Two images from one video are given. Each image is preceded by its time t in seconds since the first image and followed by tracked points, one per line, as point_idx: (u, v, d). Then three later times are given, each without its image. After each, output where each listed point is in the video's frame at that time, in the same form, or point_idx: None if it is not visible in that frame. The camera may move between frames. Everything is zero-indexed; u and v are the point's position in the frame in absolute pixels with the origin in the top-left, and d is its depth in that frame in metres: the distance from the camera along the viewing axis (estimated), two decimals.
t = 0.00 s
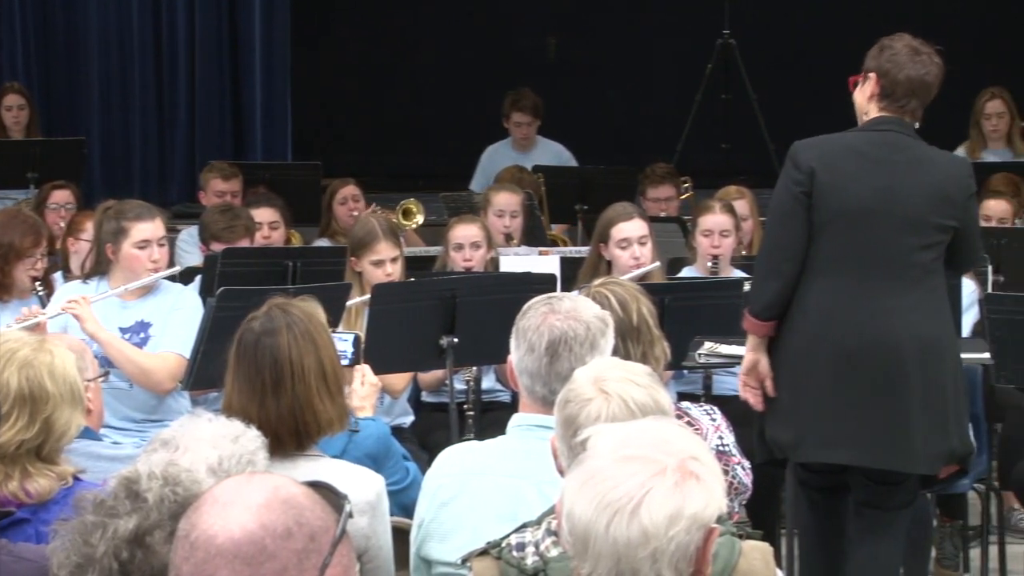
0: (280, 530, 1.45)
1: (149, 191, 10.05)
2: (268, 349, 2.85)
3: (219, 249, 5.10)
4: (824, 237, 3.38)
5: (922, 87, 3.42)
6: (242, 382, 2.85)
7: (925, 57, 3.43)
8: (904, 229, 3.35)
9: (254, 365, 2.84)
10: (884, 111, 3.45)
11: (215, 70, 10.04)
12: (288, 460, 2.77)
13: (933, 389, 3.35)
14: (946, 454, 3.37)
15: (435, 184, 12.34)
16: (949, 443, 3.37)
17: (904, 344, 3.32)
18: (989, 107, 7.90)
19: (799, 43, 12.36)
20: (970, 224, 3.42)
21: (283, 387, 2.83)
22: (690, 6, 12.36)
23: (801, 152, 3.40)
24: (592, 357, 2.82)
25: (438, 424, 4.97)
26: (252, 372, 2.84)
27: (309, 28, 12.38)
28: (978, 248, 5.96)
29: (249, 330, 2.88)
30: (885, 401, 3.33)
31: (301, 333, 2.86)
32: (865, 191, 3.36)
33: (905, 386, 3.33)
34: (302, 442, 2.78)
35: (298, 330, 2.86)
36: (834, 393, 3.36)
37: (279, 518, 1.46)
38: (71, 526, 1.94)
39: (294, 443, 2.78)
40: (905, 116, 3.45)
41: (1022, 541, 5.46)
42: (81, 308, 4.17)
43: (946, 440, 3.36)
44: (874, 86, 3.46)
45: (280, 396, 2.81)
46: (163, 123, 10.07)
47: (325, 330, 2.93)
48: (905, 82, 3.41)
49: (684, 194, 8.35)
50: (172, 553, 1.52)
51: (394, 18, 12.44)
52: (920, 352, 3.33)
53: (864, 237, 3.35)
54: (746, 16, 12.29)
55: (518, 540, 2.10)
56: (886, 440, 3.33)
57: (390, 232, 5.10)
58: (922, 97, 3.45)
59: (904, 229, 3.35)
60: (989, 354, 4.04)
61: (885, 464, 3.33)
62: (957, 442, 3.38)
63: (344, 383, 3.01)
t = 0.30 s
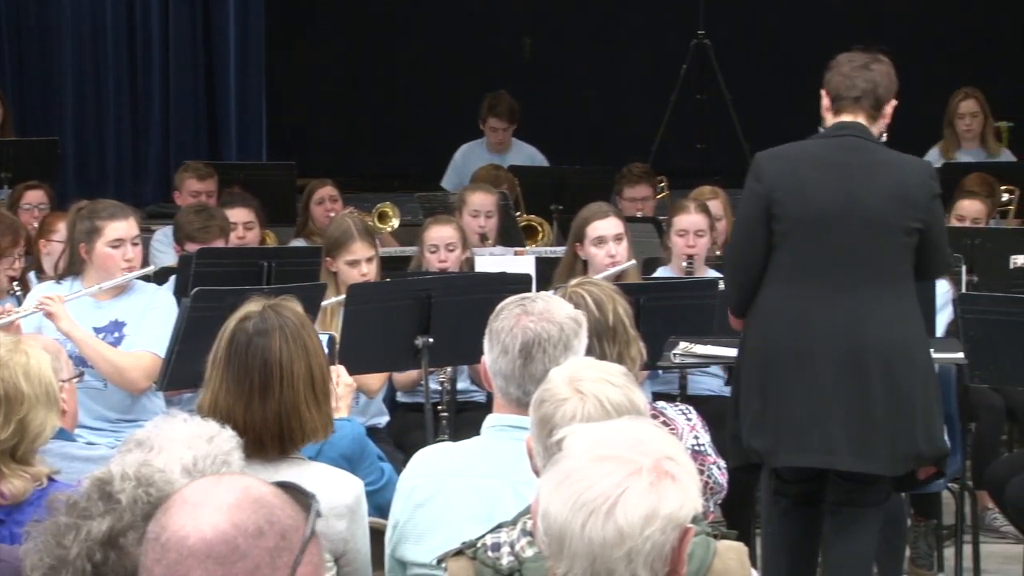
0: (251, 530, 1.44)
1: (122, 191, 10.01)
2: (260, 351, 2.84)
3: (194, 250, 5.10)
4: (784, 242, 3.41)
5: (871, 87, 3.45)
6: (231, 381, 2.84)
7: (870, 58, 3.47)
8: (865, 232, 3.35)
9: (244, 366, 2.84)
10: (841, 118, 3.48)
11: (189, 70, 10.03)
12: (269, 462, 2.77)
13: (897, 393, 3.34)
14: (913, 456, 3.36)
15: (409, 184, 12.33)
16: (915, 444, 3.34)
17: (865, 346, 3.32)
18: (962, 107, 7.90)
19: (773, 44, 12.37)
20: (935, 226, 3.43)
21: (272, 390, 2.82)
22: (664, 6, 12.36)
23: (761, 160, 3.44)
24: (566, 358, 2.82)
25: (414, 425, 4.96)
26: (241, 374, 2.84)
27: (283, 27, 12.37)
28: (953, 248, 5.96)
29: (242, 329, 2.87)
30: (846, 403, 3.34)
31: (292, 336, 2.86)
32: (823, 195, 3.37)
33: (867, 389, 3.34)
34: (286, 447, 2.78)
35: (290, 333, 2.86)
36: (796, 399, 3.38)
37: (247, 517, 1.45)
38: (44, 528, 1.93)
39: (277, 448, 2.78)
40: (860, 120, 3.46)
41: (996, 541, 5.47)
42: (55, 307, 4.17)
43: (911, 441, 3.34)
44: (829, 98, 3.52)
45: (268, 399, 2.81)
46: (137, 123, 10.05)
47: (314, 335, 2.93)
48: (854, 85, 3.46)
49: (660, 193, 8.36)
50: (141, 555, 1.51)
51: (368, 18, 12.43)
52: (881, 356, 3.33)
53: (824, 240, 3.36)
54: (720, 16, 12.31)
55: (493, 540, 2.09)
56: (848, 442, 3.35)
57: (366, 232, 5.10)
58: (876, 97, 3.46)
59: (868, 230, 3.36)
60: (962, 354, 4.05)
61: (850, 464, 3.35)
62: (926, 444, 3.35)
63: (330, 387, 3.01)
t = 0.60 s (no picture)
0: (184, 528, 1.38)
1: (93, 192, 9.98)
2: (234, 352, 2.83)
3: (165, 251, 5.09)
4: (733, 238, 3.53)
5: (817, 83, 3.55)
6: (205, 382, 2.83)
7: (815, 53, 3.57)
8: (802, 220, 3.45)
9: (218, 366, 2.83)
10: (788, 114, 3.59)
11: (161, 70, 10.00)
12: (245, 464, 2.76)
13: (838, 378, 3.40)
14: (859, 440, 3.41)
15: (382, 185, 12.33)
16: (861, 428, 3.41)
17: (805, 331, 3.40)
18: (933, 109, 7.92)
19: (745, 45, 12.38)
20: (880, 213, 3.48)
21: (247, 390, 2.82)
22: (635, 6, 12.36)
23: (714, 163, 3.58)
24: (539, 356, 2.82)
25: (385, 425, 4.96)
26: (216, 374, 2.83)
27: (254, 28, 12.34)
28: (923, 248, 5.98)
29: (215, 329, 2.86)
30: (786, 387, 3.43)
31: (265, 335, 2.85)
32: (764, 189, 3.49)
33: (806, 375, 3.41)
34: (261, 448, 2.77)
35: (263, 332, 2.86)
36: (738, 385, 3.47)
37: (179, 516, 1.38)
38: (11, 530, 1.88)
39: (253, 448, 2.77)
40: (806, 114, 3.57)
41: (966, 540, 5.50)
42: (26, 307, 4.17)
43: (855, 425, 3.40)
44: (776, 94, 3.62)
45: (243, 398, 2.81)
46: (108, 124, 10.01)
47: (286, 335, 2.92)
48: (801, 81, 3.56)
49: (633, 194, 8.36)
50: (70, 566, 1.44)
51: (340, 18, 12.42)
52: (821, 342, 3.40)
53: (764, 231, 3.47)
54: (692, 17, 12.32)
55: (465, 541, 2.09)
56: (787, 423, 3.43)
57: (338, 233, 5.09)
58: (823, 92, 3.57)
59: (805, 219, 3.45)
60: (933, 354, 4.06)
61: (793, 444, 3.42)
62: (872, 428, 3.40)
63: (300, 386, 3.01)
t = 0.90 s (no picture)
0: (114, 529, 1.39)
1: (56, 192, 9.92)
2: (182, 351, 2.83)
3: (129, 251, 5.08)
4: (677, 233, 3.69)
5: (754, 81, 3.67)
6: (156, 384, 2.82)
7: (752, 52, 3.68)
8: (730, 205, 3.59)
9: (169, 366, 2.82)
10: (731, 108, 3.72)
11: (124, 70, 9.96)
12: (202, 461, 2.75)
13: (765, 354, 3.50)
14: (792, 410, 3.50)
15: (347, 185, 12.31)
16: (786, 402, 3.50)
17: (731, 310, 3.53)
18: (897, 109, 7.94)
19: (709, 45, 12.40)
20: (811, 191, 3.56)
21: (200, 387, 2.81)
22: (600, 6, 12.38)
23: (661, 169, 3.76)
24: (504, 356, 2.82)
25: (350, 425, 4.96)
26: (166, 374, 2.82)
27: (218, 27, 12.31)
28: (887, 248, 6.00)
29: (161, 331, 2.86)
30: (714, 369, 3.55)
31: (213, 333, 2.85)
32: (697, 185, 3.65)
33: (733, 357, 3.53)
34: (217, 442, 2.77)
35: (211, 329, 2.85)
36: (672, 373, 3.60)
37: (108, 519, 1.39)
38: None
39: (210, 443, 2.77)
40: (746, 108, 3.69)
41: (929, 539, 5.52)
42: None
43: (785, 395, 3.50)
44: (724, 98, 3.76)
45: (197, 395, 2.80)
46: (71, 124, 9.97)
47: (236, 330, 2.91)
48: (738, 78, 3.69)
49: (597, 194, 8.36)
50: None
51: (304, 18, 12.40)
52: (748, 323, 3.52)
53: (698, 223, 3.63)
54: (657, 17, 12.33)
55: (430, 541, 2.09)
56: (716, 404, 3.55)
57: (302, 233, 5.08)
58: (758, 89, 3.68)
59: (732, 203, 3.58)
60: (896, 354, 4.08)
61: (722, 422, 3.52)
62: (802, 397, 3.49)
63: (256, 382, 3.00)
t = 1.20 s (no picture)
0: (69, 532, 1.52)
1: (19, 193, 9.87)
2: (156, 352, 2.83)
3: (92, 252, 5.07)
4: (636, 236, 3.70)
5: (723, 94, 3.67)
6: (128, 384, 2.82)
7: (722, 63, 3.66)
8: (689, 215, 3.60)
9: (142, 367, 2.82)
10: (691, 115, 3.72)
11: (88, 70, 9.92)
12: (171, 464, 2.75)
13: (721, 368, 3.53)
14: (740, 429, 3.53)
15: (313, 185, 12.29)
16: (741, 417, 3.52)
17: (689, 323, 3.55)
18: (861, 109, 7.97)
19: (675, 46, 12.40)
20: (770, 207, 3.58)
21: (171, 389, 2.81)
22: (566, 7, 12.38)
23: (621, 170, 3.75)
24: (469, 358, 2.83)
25: (315, 426, 4.95)
26: (139, 374, 2.82)
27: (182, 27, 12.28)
28: (851, 248, 6.02)
29: (135, 331, 2.85)
30: (672, 378, 3.58)
31: (188, 335, 2.85)
32: (657, 189, 3.65)
33: (688, 366, 3.56)
34: (187, 446, 2.77)
35: (185, 332, 2.85)
36: (633, 378, 3.63)
37: (64, 522, 1.53)
38: None
39: (179, 446, 2.76)
40: (711, 117, 3.69)
41: (893, 539, 5.54)
42: None
43: (735, 415, 3.53)
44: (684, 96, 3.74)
45: (168, 398, 2.80)
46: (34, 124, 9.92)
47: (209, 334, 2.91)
48: (708, 92, 3.67)
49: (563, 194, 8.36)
50: None
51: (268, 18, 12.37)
52: (708, 332, 3.54)
53: (657, 229, 3.64)
54: (623, 17, 12.33)
55: (395, 542, 2.09)
56: (674, 412, 3.58)
57: (267, 234, 5.07)
58: (728, 104, 3.69)
59: (693, 212, 3.59)
60: (861, 354, 4.09)
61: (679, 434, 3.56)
62: (751, 417, 3.52)
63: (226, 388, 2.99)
